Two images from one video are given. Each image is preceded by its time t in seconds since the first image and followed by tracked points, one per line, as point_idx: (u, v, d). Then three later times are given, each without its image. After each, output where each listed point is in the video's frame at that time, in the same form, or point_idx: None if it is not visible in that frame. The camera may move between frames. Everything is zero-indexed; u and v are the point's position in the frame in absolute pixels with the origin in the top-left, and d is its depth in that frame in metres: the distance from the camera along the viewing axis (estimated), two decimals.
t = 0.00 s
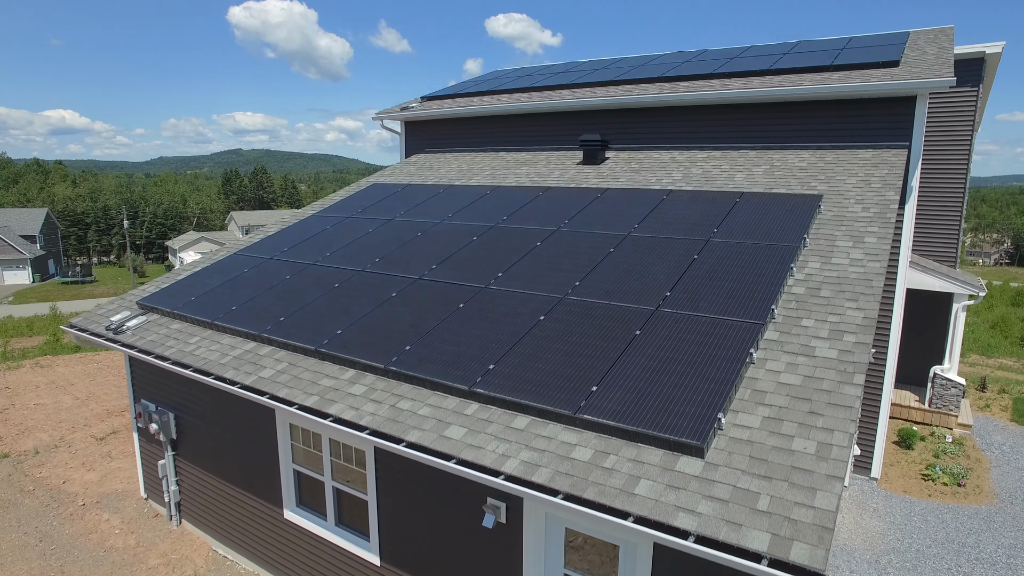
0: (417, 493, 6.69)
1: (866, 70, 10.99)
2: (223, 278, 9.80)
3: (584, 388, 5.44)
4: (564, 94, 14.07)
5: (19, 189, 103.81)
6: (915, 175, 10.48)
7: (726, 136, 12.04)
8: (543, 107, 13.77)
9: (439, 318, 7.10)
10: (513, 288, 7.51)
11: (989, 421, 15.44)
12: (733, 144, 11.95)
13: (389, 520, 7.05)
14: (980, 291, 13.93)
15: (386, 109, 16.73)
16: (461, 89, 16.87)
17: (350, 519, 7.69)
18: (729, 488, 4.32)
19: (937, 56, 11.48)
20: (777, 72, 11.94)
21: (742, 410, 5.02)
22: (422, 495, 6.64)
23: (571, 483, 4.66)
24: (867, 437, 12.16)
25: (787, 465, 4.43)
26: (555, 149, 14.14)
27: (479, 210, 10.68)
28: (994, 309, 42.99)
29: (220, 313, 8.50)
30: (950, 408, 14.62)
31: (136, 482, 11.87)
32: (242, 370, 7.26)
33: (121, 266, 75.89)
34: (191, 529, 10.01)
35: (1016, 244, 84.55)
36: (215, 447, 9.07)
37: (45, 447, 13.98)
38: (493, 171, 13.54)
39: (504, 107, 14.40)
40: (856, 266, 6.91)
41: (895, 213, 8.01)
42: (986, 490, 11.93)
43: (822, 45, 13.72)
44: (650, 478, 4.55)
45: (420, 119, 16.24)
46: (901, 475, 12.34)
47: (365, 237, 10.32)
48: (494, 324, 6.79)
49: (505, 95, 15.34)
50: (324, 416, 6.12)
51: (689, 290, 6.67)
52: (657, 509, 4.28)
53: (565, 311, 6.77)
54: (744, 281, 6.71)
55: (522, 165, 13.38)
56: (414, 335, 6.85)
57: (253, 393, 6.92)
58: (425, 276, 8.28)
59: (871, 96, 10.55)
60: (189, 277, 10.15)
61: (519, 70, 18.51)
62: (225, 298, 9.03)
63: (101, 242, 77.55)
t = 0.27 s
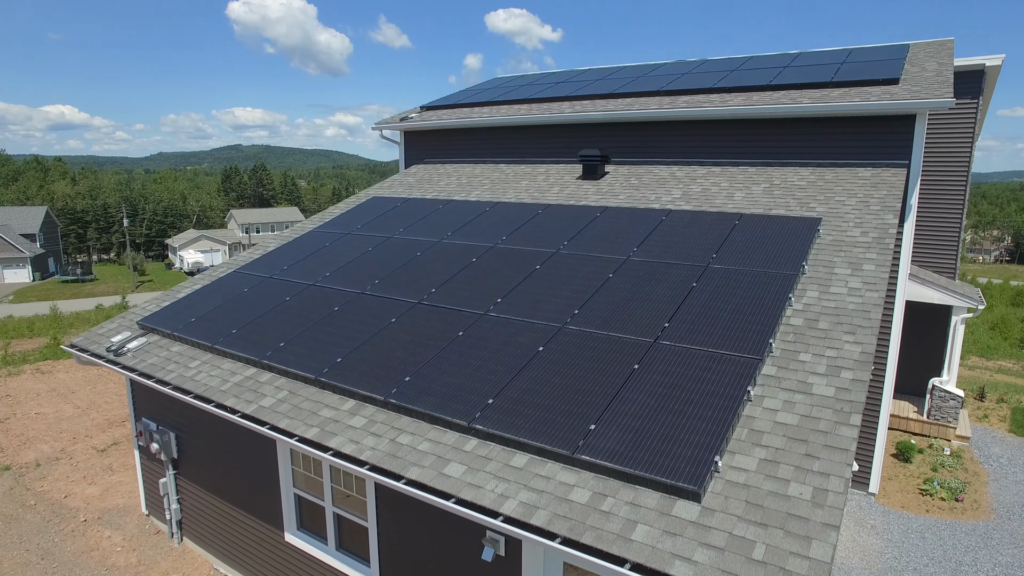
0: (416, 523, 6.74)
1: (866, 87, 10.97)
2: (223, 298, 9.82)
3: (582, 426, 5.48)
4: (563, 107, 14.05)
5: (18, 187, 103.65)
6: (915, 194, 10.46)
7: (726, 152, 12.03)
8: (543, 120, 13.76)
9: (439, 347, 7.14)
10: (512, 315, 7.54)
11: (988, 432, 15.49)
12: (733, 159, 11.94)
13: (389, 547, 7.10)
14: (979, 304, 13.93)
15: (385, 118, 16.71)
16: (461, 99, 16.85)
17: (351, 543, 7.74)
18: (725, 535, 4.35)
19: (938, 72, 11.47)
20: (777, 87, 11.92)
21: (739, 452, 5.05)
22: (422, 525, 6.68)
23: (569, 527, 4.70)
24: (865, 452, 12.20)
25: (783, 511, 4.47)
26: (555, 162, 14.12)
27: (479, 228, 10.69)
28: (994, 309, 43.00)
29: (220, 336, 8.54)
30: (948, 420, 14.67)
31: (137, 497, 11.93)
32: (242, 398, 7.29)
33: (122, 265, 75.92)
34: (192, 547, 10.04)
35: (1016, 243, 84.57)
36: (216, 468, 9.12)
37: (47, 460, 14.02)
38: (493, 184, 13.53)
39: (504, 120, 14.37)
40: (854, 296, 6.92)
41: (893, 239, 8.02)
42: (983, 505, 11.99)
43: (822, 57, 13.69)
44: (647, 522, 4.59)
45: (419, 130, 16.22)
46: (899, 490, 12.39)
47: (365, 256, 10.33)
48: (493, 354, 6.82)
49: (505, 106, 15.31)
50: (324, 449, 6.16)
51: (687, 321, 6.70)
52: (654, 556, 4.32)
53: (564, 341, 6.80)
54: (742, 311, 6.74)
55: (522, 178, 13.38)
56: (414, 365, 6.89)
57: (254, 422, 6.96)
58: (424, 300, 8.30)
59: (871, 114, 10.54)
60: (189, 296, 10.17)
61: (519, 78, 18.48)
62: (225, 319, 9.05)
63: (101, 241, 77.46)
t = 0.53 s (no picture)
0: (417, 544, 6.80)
1: (866, 99, 10.95)
2: (223, 312, 9.85)
3: (581, 457, 5.53)
4: (563, 115, 14.02)
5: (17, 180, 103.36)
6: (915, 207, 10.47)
7: (726, 162, 12.02)
8: (542, 128, 13.73)
9: (438, 370, 7.18)
10: (512, 336, 7.58)
11: (985, 438, 15.58)
12: (733, 170, 11.93)
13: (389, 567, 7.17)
14: (978, 312, 13.94)
15: (384, 124, 16.67)
16: (461, 104, 16.79)
17: (351, 561, 7.81)
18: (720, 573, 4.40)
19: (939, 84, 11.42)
20: (777, 98, 11.90)
21: (736, 486, 5.10)
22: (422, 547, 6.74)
23: (567, 561, 4.76)
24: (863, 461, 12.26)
25: (778, 548, 4.52)
26: (555, 169, 14.10)
27: (478, 241, 10.69)
28: (994, 306, 43.06)
29: (221, 353, 8.58)
30: (946, 427, 14.73)
31: (139, 506, 12.01)
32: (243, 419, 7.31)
33: (121, 260, 75.84)
34: (193, 557, 10.09)
35: (1017, 238, 84.48)
36: (218, 482, 9.17)
37: (49, 467, 14.09)
38: (493, 193, 13.52)
39: (504, 127, 14.34)
40: (852, 319, 6.94)
41: (892, 258, 8.03)
42: (979, 514, 12.06)
43: (822, 66, 13.65)
44: (643, 558, 4.65)
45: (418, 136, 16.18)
46: (896, 499, 12.46)
47: (365, 270, 10.36)
48: (492, 378, 6.86)
49: (504, 113, 15.28)
50: (325, 475, 6.21)
51: (685, 346, 6.74)
52: None
53: (563, 365, 6.84)
54: (740, 336, 6.77)
55: (522, 187, 13.37)
56: (414, 388, 6.94)
57: (255, 444, 7.00)
58: (424, 319, 8.34)
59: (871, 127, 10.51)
60: (189, 310, 10.19)
61: (519, 82, 18.42)
62: (225, 335, 9.08)
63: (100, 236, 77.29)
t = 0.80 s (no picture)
0: (417, 559, 6.91)
1: (867, 105, 10.89)
2: (224, 321, 9.89)
3: (579, 480, 5.60)
4: (563, 116, 13.95)
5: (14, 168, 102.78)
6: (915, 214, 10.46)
7: (726, 167, 11.99)
8: (542, 130, 13.68)
9: (439, 386, 7.24)
10: (512, 351, 7.64)
11: (981, 438, 15.71)
12: (733, 175, 11.90)
13: None
14: (976, 315, 13.99)
15: (383, 123, 16.59)
16: (460, 103, 16.69)
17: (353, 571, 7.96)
18: None
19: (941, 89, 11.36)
20: (778, 102, 11.84)
21: (731, 511, 5.18)
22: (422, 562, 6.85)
23: None
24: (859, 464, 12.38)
25: None
26: (555, 171, 14.06)
27: (477, 248, 10.70)
28: (993, 296, 43.10)
29: (223, 365, 8.64)
30: (942, 427, 14.85)
31: (143, 508, 12.14)
32: (245, 434, 7.39)
33: (121, 249, 75.69)
34: (196, 561, 10.23)
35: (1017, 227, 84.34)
36: (221, 489, 9.28)
37: (52, 467, 14.21)
38: (493, 196, 13.50)
39: (504, 129, 14.27)
40: (850, 337, 7.00)
41: (890, 272, 8.06)
42: (974, 516, 12.20)
43: (824, 67, 13.56)
44: None
45: (418, 136, 16.11)
46: (891, 501, 12.60)
47: (365, 278, 10.39)
48: (492, 395, 6.93)
49: (504, 113, 15.20)
50: (327, 493, 6.29)
51: (683, 365, 6.79)
52: None
53: (562, 383, 6.90)
54: (738, 354, 6.82)
55: (521, 190, 13.35)
56: (414, 406, 7.01)
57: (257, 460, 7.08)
58: (424, 332, 8.38)
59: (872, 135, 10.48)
60: (190, 318, 10.24)
61: (518, 79, 18.30)
62: (227, 346, 9.13)
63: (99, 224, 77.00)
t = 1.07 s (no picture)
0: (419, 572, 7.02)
1: (868, 111, 10.85)
2: (226, 330, 9.94)
3: (577, 502, 5.70)
4: (563, 118, 13.89)
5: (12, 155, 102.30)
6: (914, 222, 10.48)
7: (726, 172, 11.97)
8: (542, 132, 13.64)
9: (439, 402, 7.33)
10: (511, 366, 7.70)
11: (976, 437, 15.86)
12: (733, 180, 11.89)
13: None
14: (973, 317, 14.06)
15: (383, 123, 16.53)
16: (460, 102, 16.60)
17: None
18: None
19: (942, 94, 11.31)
20: (779, 106, 11.79)
21: (727, 535, 5.27)
22: None
23: None
24: (855, 467, 12.52)
25: None
26: (555, 173, 14.04)
27: (477, 256, 10.73)
28: (993, 287, 43.11)
29: (225, 376, 8.71)
30: (938, 427, 14.98)
31: (148, 510, 12.30)
32: (248, 448, 7.48)
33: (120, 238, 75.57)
34: (201, 565, 10.37)
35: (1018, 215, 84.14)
36: (225, 496, 9.39)
37: (58, 467, 14.36)
38: (493, 199, 13.50)
39: (503, 130, 14.23)
40: (847, 354, 7.06)
41: (888, 286, 8.10)
42: (968, 518, 12.35)
43: (825, 69, 13.48)
44: None
45: (417, 136, 16.06)
46: (887, 503, 12.76)
47: (365, 286, 10.43)
48: (492, 412, 7.01)
49: (504, 114, 15.14)
50: (330, 511, 6.38)
51: (681, 383, 6.86)
52: None
53: (562, 400, 6.97)
54: (736, 372, 6.89)
55: (521, 193, 13.34)
56: (416, 422, 7.10)
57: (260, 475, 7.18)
58: (425, 344, 8.45)
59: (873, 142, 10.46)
60: (193, 326, 10.30)
61: (518, 77, 18.18)
62: (229, 356, 9.20)
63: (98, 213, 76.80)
